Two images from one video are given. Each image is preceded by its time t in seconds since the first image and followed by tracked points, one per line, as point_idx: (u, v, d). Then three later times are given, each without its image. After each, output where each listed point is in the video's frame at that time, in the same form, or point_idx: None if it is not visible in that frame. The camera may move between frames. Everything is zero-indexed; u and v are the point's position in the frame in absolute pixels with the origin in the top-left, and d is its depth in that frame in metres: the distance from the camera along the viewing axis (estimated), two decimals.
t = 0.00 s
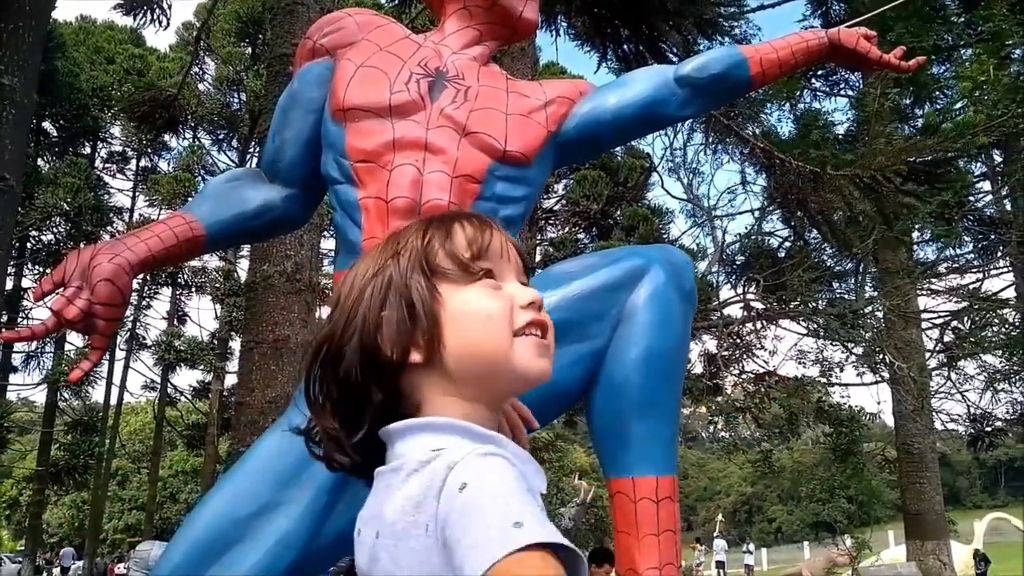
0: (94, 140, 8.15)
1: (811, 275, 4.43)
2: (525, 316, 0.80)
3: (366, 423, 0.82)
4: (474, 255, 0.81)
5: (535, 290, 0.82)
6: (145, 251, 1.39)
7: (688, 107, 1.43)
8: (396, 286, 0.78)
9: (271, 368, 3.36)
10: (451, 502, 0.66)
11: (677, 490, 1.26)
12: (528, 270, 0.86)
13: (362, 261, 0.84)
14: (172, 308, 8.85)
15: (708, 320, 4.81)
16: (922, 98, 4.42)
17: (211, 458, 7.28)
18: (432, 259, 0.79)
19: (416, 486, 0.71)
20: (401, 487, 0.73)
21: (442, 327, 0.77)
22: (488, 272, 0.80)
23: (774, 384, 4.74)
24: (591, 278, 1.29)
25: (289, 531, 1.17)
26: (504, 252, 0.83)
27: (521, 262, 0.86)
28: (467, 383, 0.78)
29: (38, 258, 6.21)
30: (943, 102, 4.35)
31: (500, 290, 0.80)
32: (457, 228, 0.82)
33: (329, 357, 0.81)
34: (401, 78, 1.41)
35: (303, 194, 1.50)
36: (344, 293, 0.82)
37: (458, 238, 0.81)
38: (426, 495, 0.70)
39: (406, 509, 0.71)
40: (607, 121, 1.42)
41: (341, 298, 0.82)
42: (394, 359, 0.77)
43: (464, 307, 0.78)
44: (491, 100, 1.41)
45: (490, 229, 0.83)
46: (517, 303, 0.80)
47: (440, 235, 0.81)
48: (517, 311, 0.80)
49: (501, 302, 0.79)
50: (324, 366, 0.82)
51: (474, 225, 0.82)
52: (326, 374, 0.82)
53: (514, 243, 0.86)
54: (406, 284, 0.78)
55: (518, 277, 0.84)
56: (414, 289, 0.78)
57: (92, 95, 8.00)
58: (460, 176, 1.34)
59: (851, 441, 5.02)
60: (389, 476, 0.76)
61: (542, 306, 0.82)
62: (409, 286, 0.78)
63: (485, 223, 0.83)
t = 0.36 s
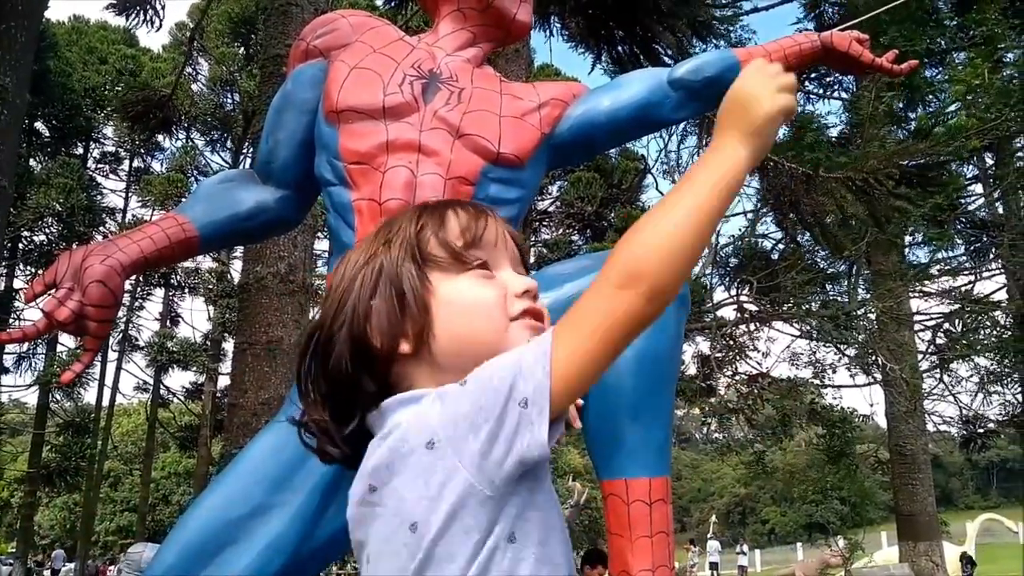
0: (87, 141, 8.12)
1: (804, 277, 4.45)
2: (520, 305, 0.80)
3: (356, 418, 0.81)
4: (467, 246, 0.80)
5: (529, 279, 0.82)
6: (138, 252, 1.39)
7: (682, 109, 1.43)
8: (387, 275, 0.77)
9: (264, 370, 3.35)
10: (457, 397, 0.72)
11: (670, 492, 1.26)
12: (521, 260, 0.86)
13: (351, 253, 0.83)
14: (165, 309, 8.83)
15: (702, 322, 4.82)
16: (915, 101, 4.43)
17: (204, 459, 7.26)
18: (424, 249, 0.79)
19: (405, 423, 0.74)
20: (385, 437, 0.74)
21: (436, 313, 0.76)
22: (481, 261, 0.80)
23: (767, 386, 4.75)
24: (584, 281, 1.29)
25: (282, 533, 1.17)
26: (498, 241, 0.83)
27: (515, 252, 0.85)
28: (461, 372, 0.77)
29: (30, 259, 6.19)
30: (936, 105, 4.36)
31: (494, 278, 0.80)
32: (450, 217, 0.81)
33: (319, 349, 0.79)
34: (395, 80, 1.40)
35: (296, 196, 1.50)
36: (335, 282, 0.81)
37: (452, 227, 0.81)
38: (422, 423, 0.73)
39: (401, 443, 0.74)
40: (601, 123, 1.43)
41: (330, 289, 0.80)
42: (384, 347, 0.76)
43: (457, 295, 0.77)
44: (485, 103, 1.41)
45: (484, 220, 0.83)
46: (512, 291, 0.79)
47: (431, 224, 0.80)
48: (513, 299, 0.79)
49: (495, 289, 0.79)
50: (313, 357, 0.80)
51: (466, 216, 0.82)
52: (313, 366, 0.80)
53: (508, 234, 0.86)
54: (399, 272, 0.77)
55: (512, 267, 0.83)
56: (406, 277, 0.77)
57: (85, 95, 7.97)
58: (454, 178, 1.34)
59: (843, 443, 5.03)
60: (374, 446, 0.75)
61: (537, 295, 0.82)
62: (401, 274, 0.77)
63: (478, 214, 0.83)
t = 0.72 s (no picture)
0: (93, 142, 8.15)
1: (810, 277, 4.45)
2: (521, 314, 0.79)
3: (351, 413, 0.82)
4: (470, 249, 0.80)
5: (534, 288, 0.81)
6: (145, 254, 1.40)
7: (687, 109, 1.43)
8: (387, 276, 0.78)
9: (270, 371, 3.36)
10: (469, 438, 0.68)
11: (676, 492, 1.26)
12: (528, 265, 0.85)
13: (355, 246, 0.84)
14: (171, 311, 8.86)
15: (708, 322, 4.82)
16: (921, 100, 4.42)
17: (211, 460, 7.28)
18: (425, 252, 0.78)
19: (423, 445, 0.72)
20: (399, 454, 0.72)
21: (433, 320, 0.77)
22: (484, 266, 0.80)
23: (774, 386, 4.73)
24: (590, 280, 1.29)
25: (289, 533, 1.17)
26: (504, 246, 0.82)
27: (522, 258, 0.84)
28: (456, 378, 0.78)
29: (37, 261, 6.22)
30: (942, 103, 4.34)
31: (496, 284, 0.79)
32: (455, 218, 0.80)
33: (314, 344, 0.80)
34: (400, 81, 1.41)
35: (302, 197, 1.50)
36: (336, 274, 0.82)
37: (455, 229, 0.80)
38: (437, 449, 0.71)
39: (411, 467, 0.72)
40: (605, 123, 1.43)
41: (329, 283, 0.81)
42: (379, 348, 0.77)
43: (456, 301, 0.77)
44: (490, 104, 1.41)
45: (490, 222, 0.82)
46: (513, 299, 0.79)
47: (435, 224, 0.80)
48: (514, 308, 0.79)
49: (496, 297, 0.78)
50: (308, 352, 0.81)
51: (472, 217, 0.81)
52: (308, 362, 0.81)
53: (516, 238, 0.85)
54: (397, 274, 0.77)
55: (517, 272, 0.82)
56: (404, 279, 0.77)
57: (90, 97, 8.00)
58: (459, 179, 1.34)
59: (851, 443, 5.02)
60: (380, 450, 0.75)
61: (541, 304, 0.81)
62: (400, 278, 0.77)
63: (485, 215, 0.82)
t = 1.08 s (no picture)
0: (90, 144, 8.15)
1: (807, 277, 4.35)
2: (495, 321, 0.76)
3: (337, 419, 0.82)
4: (440, 250, 0.76)
5: (513, 289, 0.77)
6: (142, 257, 1.39)
7: (683, 110, 1.43)
8: (357, 282, 0.77)
9: (268, 373, 3.36)
10: (472, 423, 0.68)
11: (673, 494, 1.26)
12: (519, 254, 0.80)
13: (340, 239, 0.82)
14: (168, 312, 8.85)
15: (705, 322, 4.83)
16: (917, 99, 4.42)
17: (208, 462, 7.27)
18: (390, 259, 0.76)
19: (417, 432, 0.70)
20: (392, 440, 0.71)
21: (403, 330, 0.76)
22: (457, 268, 0.76)
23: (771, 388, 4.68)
24: (587, 281, 1.30)
25: (286, 537, 1.17)
26: (483, 239, 0.78)
27: (508, 247, 0.80)
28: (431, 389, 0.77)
29: (34, 263, 6.21)
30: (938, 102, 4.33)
31: (470, 289, 0.76)
32: (426, 210, 0.77)
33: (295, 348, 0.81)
34: (397, 83, 1.41)
35: (299, 199, 1.50)
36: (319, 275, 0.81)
37: (427, 225, 0.76)
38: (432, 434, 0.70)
39: (405, 455, 0.70)
40: (602, 125, 1.43)
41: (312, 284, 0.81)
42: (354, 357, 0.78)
43: (427, 312, 0.76)
44: (487, 106, 1.41)
45: (466, 213, 0.77)
46: (488, 306, 0.76)
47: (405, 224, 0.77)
48: (488, 315, 0.76)
49: (468, 306, 0.76)
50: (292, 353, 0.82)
51: (445, 208, 0.77)
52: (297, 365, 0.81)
53: (503, 222, 0.80)
54: (366, 280, 0.76)
55: (501, 267, 0.79)
56: (373, 287, 0.76)
57: (87, 99, 8.00)
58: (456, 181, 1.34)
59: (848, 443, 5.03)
60: (373, 437, 0.73)
61: (524, 307, 0.77)
62: (369, 283, 0.76)
63: (460, 208, 0.77)
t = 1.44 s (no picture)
0: (98, 182, 8.22)
1: (812, 308, 4.39)
2: (479, 385, 0.78)
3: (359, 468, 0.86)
4: (428, 315, 0.79)
5: (496, 352, 0.79)
6: (149, 296, 1.41)
7: (684, 145, 1.45)
8: (361, 345, 0.82)
9: (274, 409, 3.35)
10: (459, 478, 0.68)
11: (682, 531, 1.26)
12: (507, 314, 0.81)
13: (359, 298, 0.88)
14: (174, 348, 8.86)
15: (711, 354, 4.82)
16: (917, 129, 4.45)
17: (214, 499, 7.24)
18: (382, 324, 0.80)
19: (414, 481, 0.71)
20: (394, 493, 0.72)
21: (399, 393, 0.80)
22: (445, 332, 0.79)
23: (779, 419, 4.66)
24: (591, 315, 1.31)
25: None
26: (470, 300, 0.79)
27: (497, 307, 0.81)
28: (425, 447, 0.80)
29: (42, 300, 6.25)
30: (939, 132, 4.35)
31: (457, 352, 0.79)
32: (414, 276, 0.79)
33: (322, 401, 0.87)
34: (401, 123, 1.43)
35: (306, 236, 1.51)
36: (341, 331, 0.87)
37: (416, 293, 0.79)
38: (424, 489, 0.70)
39: (405, 509, 0.70)
40: (603, 161, 1.44)
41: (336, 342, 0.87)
42: (363, 411, 0.82)
43: (419, 375, 0.79)
44: (490, 143, 1.43)
45: (453, 278, 0.79)
46: (473, 369, 0.78)
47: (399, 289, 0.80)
48: (474, 378, 0.78)
49: (454, 370, 0.78)
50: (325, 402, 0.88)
51: (432, 272, 0.80)
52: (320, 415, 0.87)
53: (493, 285, 0.81)
54: (367, 345, 0.81)
55: (488, 328, 0.80)
56: (373, 351, 0.81)
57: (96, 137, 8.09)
58: (461, 218, 1.35)
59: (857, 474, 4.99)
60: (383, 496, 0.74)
61: (509, 368, 0.79)
62: (371, 348, 0.81)
63: (451, 273, 0.80)
